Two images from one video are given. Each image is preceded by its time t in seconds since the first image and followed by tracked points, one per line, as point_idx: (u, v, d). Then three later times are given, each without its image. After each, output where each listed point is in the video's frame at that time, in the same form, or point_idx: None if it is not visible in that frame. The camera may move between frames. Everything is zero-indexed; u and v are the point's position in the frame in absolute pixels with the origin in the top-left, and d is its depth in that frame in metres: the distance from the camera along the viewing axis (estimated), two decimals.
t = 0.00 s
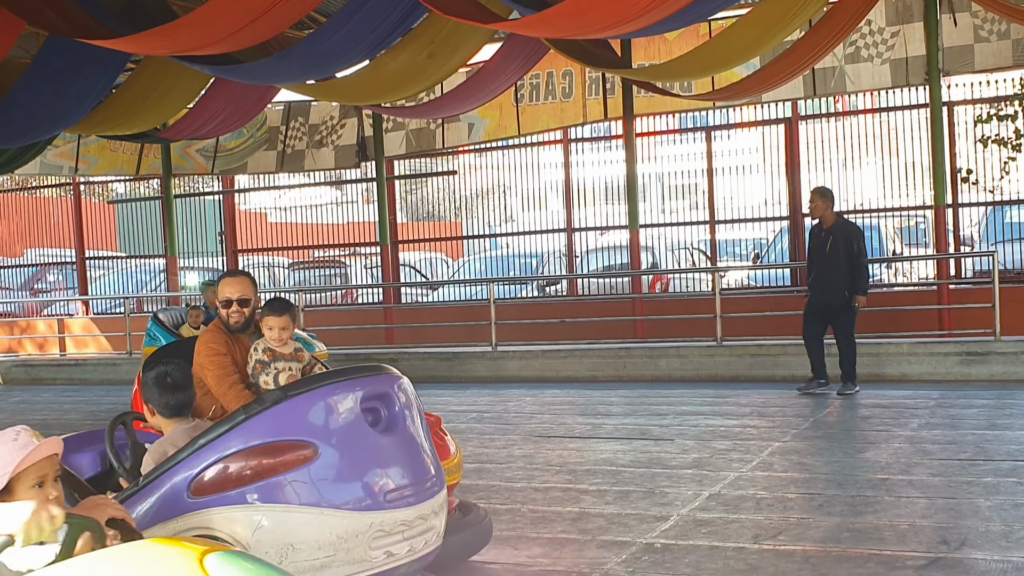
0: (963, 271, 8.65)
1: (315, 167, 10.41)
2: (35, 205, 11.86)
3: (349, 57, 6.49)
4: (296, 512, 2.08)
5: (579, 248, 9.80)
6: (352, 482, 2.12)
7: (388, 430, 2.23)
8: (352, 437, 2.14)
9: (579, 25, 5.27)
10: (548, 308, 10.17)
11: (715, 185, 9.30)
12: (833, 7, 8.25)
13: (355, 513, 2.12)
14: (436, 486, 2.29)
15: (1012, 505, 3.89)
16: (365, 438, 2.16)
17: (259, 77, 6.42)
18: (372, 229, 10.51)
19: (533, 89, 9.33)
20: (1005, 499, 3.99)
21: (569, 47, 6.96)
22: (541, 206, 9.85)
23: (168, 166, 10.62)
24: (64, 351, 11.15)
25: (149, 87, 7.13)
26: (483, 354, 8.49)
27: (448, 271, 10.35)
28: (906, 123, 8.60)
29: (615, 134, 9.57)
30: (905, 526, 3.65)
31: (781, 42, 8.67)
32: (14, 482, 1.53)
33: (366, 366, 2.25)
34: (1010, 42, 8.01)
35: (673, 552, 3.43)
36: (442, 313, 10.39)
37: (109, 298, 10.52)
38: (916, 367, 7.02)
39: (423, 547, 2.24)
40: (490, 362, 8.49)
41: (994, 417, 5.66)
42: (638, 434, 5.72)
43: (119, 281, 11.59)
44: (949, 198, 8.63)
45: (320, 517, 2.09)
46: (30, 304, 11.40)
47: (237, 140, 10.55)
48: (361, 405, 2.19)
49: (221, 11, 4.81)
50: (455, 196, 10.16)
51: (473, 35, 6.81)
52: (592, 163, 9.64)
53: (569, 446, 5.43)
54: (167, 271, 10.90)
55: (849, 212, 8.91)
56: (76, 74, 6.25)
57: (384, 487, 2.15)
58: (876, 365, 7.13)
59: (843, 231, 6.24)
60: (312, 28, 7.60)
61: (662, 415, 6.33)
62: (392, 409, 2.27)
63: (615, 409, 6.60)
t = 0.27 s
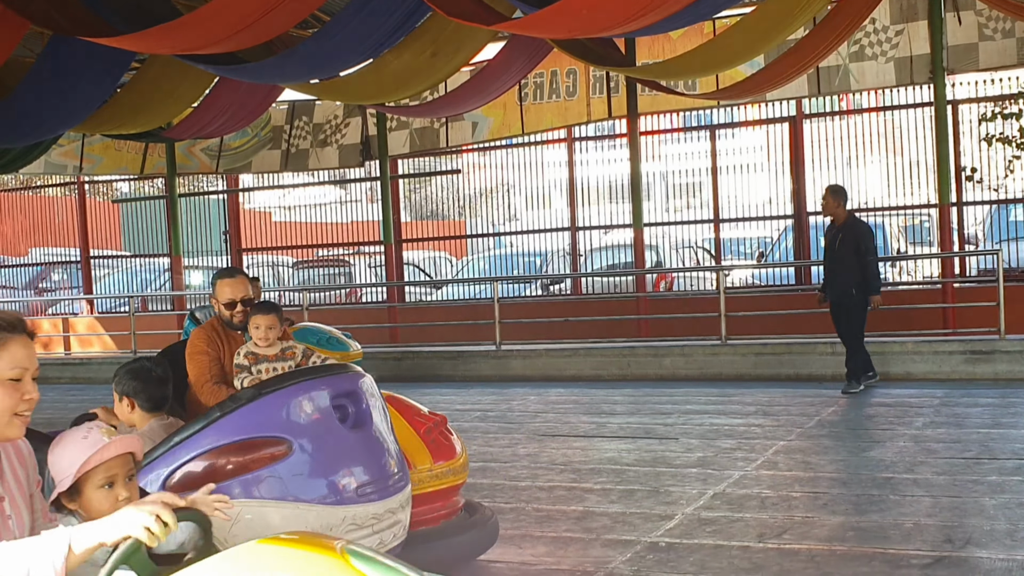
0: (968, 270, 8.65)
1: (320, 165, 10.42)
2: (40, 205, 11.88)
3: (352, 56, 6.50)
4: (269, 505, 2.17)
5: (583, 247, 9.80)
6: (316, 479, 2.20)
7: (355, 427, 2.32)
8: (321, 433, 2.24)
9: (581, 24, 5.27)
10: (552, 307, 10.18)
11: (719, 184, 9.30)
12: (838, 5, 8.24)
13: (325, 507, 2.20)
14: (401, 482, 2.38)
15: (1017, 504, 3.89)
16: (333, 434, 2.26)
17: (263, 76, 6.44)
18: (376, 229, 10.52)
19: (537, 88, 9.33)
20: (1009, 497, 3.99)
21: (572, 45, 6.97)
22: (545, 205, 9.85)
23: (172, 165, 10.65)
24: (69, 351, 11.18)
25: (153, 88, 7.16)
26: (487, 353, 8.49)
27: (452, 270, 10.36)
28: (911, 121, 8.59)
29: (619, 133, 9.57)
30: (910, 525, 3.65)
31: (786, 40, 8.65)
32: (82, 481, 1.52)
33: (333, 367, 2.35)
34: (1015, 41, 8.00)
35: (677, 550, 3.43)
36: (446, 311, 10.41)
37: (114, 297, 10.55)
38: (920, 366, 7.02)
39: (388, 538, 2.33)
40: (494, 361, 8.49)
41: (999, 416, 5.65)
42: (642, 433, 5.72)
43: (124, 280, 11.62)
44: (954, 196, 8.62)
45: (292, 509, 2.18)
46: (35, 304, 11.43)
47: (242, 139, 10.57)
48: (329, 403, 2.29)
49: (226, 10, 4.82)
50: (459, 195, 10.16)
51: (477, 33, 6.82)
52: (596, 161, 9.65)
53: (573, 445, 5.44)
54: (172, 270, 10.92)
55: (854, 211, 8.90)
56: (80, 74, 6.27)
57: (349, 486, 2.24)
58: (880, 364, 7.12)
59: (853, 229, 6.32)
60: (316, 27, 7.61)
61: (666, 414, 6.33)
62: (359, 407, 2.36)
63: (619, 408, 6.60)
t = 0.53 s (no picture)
0: (971, 268, 8.65)
1: (322, 164, 10.43)
2: (43, 204, 11.89)
3: (355, 55, 6.51)
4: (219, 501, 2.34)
5: (586, 246, 9.80)
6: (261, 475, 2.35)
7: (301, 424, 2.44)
8: (265, 431, 2.39)
9: (582, 23, 5.28)
10: (555, 306, 10.18)
11: (722, 183, 9.30)
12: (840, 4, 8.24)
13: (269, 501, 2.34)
14: (346, 480, 2.47)
15: (1019, 502, 3.89)
16: (277, 433, 2.40)
17: (266, 75, 6.45)
18: (379, 227, 10.54)
19: (539, 87, 9.33)
20: (1012, 496, 3.99)
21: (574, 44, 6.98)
22: (548, 204, 9.85)
23: (175, 164, 10.68)
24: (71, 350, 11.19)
25: (155, 87, 7.17)
26: (489, 352, 8.50)
27: (454, 269, 10.36)
28: (913, 120, 8.60)
29: (621, 131, 9.57)
30: (912, 523, 3.65)
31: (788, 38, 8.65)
32: (163, 472, 1.61)
33: (277, 368, 2.49)
34: (1017, 39, 8.01)
35: (680, 549, 3.44)
36: (448, 310, 10.41)
37: (117, 296, 10.56)
38: (923, 364, 7.02)
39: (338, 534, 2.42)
40: (497, 360, 8.50)
41: (1002, 415, 5.65)
42: (645, 431, 5.72)
43: (126, 279, 11.63)
44: (957, 195, 8.61)
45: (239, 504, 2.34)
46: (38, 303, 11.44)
47: (245, 138, 10.60)
48: (272, 403, 2.43)
49: (228, 9, 4.83)
50: (462, 194, 10.16)
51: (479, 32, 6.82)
52: (599, 160, 9.67)
53: (576, 444, 5.44)
54: (174, 269, 10.93)
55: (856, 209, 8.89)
56: (83, 74, 6.29)
57: (292, 484, 2.35)
58: (883, 362, 7.12)
59: (857, 229, 6.40)
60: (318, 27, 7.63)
61: (668, 413, 6.34)
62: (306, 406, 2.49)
63: (622, 407, 6.61)
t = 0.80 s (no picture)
0: (974, 267, 8.65)
1: (326, 163, 10.44)
2: (47, 203, 11.91)
3: (357, 55, 6.52)
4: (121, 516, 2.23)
5: (589, 244, 9.80)
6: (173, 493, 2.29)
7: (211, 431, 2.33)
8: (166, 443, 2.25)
9: (581, 20, 5.27)
10: (558, 304, 10.19)
11: (726, 181, 9.29)
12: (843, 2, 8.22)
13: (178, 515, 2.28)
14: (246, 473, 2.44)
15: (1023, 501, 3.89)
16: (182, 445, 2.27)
17: (269, 75, 6.46)
18: (383, 226, 10.55)
19: (543, 85, 9.32)
20: (1015, 495, 3.99)
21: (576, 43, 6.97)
22: (551, 203, 9.83)
23: (179, 164, 10.70)
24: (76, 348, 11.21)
25: (158, 87, 7.19)
26: (493, 351, 8.51)
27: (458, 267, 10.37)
28: (917, 118, 8.59)
29: (625, 130, 9.58)
30: (916, 522, 3.65)
31: (791, 37, 8.65)
32: (259, 459, 1.67)
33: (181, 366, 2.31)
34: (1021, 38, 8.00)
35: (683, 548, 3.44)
36: (451, 309, 10.42)
37: (121, 295, 10.58)
38: (926, 363, 7.00)
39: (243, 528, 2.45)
40: (500, 359, 8.51)
41: (1005, 413, 5.65)
42: (648, 430, 5.73)
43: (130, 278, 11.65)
44: (960, 193, 8.60)
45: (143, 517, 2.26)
46: (42, 302, 11.46)
47: (249, 137, 10.63)
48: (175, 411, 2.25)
49: (231, 10, 4.84)
50: (465, 193, 10.17)
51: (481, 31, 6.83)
52: (602, 159, 9.68)
53: (579, 442, 5.45)
54: (178, 268, 10.95)
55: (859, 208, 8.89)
56: (86, 74, 6.30)
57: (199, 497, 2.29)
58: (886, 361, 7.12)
59: (863, 224, 6.46)
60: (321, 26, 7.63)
61: (672, 411, 6.34)
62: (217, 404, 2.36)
63: (625, 405, 6.61)
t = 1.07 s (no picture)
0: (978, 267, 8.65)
1: (329, 163, 10.45)
2: (51, 203, 11.93)
3: (360, 55, 6.53)
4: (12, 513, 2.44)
5: (592, 244, 9.81)
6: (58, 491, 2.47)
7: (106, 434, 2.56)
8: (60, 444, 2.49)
9: (578, 19, 5.27)
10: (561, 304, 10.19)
11: (729, 181, 9.29)
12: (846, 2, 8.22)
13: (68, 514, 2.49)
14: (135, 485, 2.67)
15: None
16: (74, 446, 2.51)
17: (272, 75, 6.47)
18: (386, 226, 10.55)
19: (545, 85, 9.32)
20: (1017, 496, 3.98)
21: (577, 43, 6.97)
22: (554, 203, 9.83)
23: (182, 164, 10.73)
24: (79, 348, 11.23)
25: (160, 87, 7.21)
26: (495, 351, 8.51)
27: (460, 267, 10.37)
28: (921, 118, 8.57)
29: (628, 130, 9.60)
30: (917, 523, 3.65)
31: (794, 37, 8.65)
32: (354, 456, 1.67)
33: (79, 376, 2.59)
34: None
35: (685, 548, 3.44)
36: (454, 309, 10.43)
37: (124, 295, 10.60)
38: (929, 364, 6.99)
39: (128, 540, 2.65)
40: (502, 359, 8.52)
41: (1008, 414, 5.65)
42: (650, 430, 5.73)
43: (133, 278, 11.67)
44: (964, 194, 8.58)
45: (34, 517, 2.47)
46: (46, 302, 11.49)
47: (252, 137, 10.65)
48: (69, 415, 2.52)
49: (233, 10, 4.85)
50: (468, 192, 10.18)
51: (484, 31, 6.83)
52: (604, 159, 9.67)
53: (582, 442, 5.45)
54: (181, 268, 10.97)
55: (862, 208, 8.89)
56: (88, 75, 6.32)
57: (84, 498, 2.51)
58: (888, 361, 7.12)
59: (877, 223, 6.44)
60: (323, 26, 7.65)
61: (674, 412, 6.34)
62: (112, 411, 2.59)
63: (627, 406, 6.61)
